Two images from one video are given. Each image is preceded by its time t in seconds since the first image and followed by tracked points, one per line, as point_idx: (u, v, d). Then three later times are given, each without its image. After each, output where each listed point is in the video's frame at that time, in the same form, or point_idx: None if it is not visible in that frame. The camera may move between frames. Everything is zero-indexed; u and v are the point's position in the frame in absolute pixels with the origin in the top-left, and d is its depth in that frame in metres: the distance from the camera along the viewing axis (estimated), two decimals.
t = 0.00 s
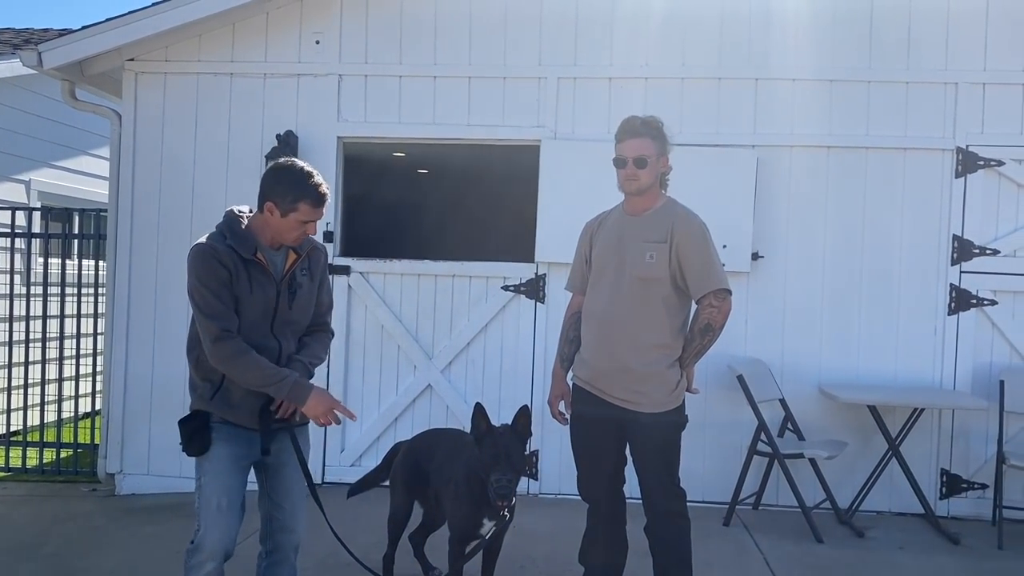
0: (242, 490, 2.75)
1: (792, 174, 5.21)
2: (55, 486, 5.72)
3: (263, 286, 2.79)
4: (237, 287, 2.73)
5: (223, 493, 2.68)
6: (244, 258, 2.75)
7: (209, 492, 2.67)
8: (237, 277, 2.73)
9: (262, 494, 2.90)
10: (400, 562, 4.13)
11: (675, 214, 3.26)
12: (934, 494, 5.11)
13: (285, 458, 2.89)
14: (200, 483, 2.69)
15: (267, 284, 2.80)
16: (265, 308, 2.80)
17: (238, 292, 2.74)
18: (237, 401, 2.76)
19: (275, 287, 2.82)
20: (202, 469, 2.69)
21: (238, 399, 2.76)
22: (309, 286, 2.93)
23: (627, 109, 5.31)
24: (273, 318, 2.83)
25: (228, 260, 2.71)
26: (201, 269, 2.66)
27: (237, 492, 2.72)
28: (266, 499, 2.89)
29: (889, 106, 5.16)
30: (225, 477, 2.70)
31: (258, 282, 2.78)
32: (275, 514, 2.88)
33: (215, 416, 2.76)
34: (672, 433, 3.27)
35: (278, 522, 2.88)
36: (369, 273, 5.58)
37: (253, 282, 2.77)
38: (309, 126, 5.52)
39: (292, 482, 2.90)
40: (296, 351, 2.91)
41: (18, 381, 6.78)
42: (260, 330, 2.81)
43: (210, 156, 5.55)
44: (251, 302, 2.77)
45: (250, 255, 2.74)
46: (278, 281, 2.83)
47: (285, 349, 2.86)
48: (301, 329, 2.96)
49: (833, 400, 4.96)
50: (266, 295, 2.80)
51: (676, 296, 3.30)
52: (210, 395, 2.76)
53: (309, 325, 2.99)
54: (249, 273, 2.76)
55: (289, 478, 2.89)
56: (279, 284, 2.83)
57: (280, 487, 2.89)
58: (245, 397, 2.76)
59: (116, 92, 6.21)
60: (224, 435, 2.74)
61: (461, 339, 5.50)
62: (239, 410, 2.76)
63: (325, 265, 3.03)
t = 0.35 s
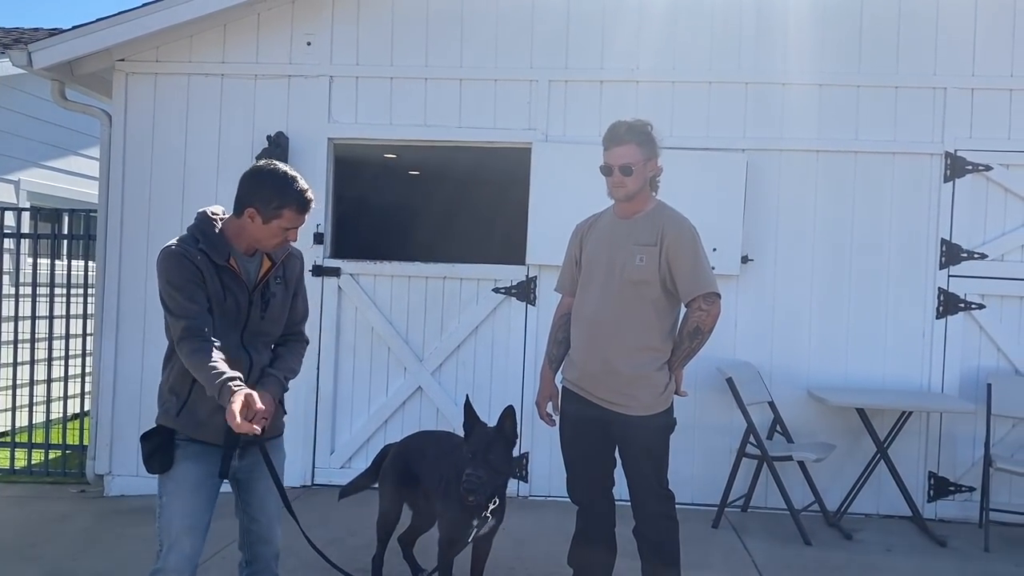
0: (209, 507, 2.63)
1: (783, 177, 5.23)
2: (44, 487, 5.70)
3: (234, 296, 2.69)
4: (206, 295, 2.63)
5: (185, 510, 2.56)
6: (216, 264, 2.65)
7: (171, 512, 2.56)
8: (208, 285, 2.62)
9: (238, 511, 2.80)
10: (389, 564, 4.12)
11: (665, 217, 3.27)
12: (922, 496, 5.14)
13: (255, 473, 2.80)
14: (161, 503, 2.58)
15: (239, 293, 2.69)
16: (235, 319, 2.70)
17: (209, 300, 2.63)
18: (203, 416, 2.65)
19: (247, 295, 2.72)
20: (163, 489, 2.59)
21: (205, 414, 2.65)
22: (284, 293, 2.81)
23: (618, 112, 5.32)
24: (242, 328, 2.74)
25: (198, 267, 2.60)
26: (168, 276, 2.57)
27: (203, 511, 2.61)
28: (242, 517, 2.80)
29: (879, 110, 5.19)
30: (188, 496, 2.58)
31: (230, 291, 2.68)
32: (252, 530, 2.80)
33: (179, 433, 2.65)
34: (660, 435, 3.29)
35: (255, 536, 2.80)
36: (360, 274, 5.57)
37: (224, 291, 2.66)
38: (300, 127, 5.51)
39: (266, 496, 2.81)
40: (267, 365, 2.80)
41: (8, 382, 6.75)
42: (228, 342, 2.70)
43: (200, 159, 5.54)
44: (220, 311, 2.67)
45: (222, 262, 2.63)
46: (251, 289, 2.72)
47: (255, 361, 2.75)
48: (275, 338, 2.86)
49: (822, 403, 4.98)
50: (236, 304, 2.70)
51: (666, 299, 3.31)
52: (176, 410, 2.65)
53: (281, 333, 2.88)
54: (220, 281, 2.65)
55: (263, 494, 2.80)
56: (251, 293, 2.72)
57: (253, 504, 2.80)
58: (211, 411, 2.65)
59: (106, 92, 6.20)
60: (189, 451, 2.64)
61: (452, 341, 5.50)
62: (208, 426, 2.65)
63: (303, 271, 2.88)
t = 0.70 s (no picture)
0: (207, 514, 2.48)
1: (786, 171, 5.24)
2: (50, 478, 5.73)
3: (221, 291, 2.47)
4: (190, 294, 2.40)
5: (183, 522, 2.39)
6: (200, 258, 2.43)
7: (168, 523, 2.38)
8: (191, 284, 2.39)
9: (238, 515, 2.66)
10: (394, 555, 4.14)
11: (669, 212, 3.29)
12: (923, 489, 5.16)
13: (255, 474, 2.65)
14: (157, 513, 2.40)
15: (227, 287, 2.48)
16: (223, 315, 2.49)
17: (194, 298, 2.41)
18: (196, 417, 2.48)
19: (235, 290, 2.51)
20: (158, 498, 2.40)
21: (198, 414, 2.48)
22: (270, 286, 2.69)
23: (621, 106, 5.33)
24: (231, 325, 2.52)
25: (180, 264, 2.37)
26: (146, 277, 2.31)
27: (202, 520, 2.44)
28: (243, 520, 2.66)
29: (882, 104, 5.20)
30: (185, 505, 2.41)
31: (216, 286, 2.46)
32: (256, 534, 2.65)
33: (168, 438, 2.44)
34: (663, 428, 3.31)
35: (261, 539, 2.66)
36: (364, 267, 5.59)
37: (210, 287, 2.44)
38: (304, 120, 5.53)
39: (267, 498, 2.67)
40: (253, 361, 2.64)
41: (13, 374, 6.79)
42: (216, 340, 2.49)
43: (205, 152, 5.56)
44: (207, 309, 2.44)
45: (209, 255, 2.42)
46: (238, 283, 2.53)
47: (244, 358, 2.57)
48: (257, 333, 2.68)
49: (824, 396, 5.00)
50: (224, 301, 2.48)
51: (670, 293, 3.33)
52: (164, 415, 2.43)
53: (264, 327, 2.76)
54: (205, 277, 2.43)
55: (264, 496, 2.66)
56: (239, 286, 2.53)
57: (255, 507, 2.65)
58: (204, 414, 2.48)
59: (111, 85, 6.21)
60: (182, 457, 2.46)
61: (455, 334, 5.53)
62: (204, 427, 2.49)
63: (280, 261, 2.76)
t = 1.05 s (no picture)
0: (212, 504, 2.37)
1: (802, 155, 5.20)
2: (69, 460, 5.79)
3: (226, 276, 2.37)
4: (196, 279, 2.30)
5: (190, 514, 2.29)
6: (204, 244, 2.32)
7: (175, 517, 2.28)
8: (196, 269, 2.29)
9: (251, 499, 2.60)
10: (408, 537, 4.17)
11: (684, 196, 3.27)
12: (939, 474, 5.14)
13: (266, 459, 2.58)
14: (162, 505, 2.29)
15: (231, 272, 2.38)
16: (228, 301, 2.39)
17: (200, 284, 2.31)
18: (202, 408, 2.39)
19: (239, 275, 2.42)
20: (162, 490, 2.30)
21: (205, 405, 2.39)
22: (272, 270, 2.58)
23: (636, 88, 5.30)
24: (236, 313, 2.43)
25: (186, 248, 2.26)
26: (153, 262, 2.19)
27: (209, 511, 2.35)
28: (257, 505, 2.60)
29: (900, 86, 5.14)
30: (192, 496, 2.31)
31: (221, 271, 2.36)
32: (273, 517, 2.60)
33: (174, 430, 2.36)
34: (676, 412, 3.31)
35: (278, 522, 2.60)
36: (379, 252, 5.60)
37: (214, 273, 2.34)
38: (318, 104, 5.53)
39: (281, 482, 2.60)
40: (257, 348, 2.54)
41: (32, 357, 6.86)
42: (222, 328, 2.40)
43: (219, 137, 5.57)
44: (213, 296, 2.35)
45: (213, 240, 2.31)
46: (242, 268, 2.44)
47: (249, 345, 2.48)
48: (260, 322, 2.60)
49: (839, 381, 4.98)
50: (230, 287, 2.39)
51: (685, 277, 3.32)
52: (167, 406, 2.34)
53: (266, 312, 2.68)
54: (209, 262, 2.33)
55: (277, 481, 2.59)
56: (243, 270, 2.43)
57: (270, 492, 2.58)
58: (208, 403, 2.39)
59: (126, 69, 6.22)
60: (193, 448, 2.39)
61: (469, 318, 5.54)
62: (212, 419, 2.40)
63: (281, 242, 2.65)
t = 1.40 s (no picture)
0: (237, 487, 2.33)
1: (834, 124, 5.11)
2: (104, 431, 5.90)
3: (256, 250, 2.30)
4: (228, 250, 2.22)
5: (209, 496, 2.26)
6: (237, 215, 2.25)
7: (196, 498, 2.26)
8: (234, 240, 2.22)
9: (252, 491, 2.42)
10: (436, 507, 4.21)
11: (715, 166, 3.22)
12: (971, 447, 5.08)
13: (272, 447, 2.40)
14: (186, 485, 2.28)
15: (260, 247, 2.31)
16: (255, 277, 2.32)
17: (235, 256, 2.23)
18: (221, 391, 2.25)
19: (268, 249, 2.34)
20: (185, 469, 2.28)
21: (222, 388, 2.25)
22: (301, 249, 2.47)
23: (665, 58, 5.22)
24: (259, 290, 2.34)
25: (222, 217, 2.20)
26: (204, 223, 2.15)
27: (230, 493, 2.30)
28: (253, 499, 2.40)
29: (937, 52, 5.02)
30: (212, 478, 2.26)
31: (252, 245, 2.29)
32: (265, 516, 2.37)
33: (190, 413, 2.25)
34: (703, 383, 3.30)
35: (268, 524, 2.37)
36: (406, 225, 5.61)
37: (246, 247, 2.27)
38: (345, 76, 5.52)
39: (281, 476, 2.39)
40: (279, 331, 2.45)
41: (68, 330, 6.99)
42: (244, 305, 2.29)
43: (247, 111, 5.59)
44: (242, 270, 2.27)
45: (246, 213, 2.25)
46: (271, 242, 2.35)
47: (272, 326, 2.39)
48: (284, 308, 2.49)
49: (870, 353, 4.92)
50: (257, 261, 2.31)
51: (715, 247, 3.28)
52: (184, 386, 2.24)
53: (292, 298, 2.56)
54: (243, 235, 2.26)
55: (280, 473, 2.39)
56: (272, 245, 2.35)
57: (266, 487, 2.38)
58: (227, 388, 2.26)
59: (155, 44, 6.26)
60: (206, 432, 2.26)
61: (497, 291, 5.54)
62: (230, 401, 2.26)
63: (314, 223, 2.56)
